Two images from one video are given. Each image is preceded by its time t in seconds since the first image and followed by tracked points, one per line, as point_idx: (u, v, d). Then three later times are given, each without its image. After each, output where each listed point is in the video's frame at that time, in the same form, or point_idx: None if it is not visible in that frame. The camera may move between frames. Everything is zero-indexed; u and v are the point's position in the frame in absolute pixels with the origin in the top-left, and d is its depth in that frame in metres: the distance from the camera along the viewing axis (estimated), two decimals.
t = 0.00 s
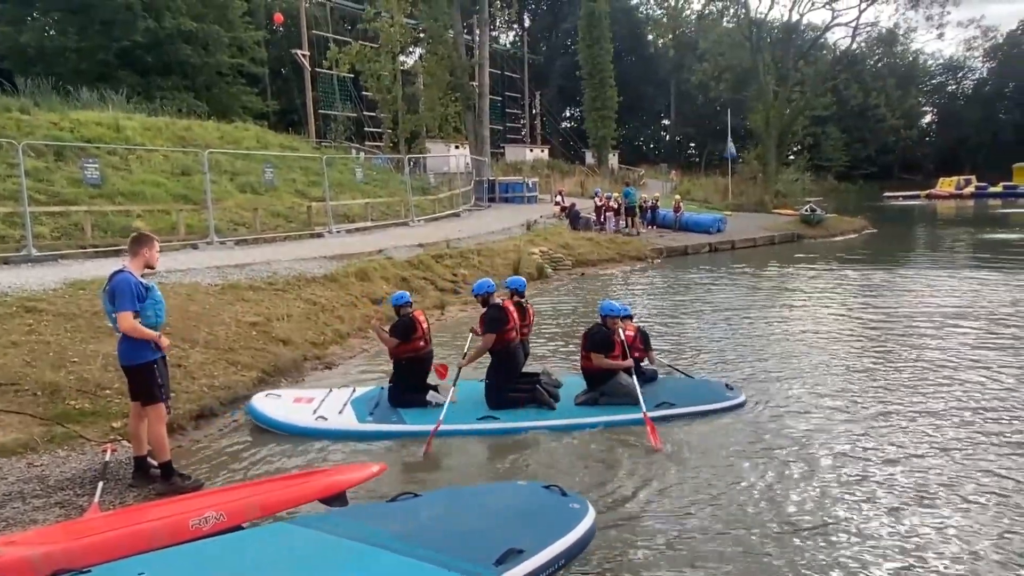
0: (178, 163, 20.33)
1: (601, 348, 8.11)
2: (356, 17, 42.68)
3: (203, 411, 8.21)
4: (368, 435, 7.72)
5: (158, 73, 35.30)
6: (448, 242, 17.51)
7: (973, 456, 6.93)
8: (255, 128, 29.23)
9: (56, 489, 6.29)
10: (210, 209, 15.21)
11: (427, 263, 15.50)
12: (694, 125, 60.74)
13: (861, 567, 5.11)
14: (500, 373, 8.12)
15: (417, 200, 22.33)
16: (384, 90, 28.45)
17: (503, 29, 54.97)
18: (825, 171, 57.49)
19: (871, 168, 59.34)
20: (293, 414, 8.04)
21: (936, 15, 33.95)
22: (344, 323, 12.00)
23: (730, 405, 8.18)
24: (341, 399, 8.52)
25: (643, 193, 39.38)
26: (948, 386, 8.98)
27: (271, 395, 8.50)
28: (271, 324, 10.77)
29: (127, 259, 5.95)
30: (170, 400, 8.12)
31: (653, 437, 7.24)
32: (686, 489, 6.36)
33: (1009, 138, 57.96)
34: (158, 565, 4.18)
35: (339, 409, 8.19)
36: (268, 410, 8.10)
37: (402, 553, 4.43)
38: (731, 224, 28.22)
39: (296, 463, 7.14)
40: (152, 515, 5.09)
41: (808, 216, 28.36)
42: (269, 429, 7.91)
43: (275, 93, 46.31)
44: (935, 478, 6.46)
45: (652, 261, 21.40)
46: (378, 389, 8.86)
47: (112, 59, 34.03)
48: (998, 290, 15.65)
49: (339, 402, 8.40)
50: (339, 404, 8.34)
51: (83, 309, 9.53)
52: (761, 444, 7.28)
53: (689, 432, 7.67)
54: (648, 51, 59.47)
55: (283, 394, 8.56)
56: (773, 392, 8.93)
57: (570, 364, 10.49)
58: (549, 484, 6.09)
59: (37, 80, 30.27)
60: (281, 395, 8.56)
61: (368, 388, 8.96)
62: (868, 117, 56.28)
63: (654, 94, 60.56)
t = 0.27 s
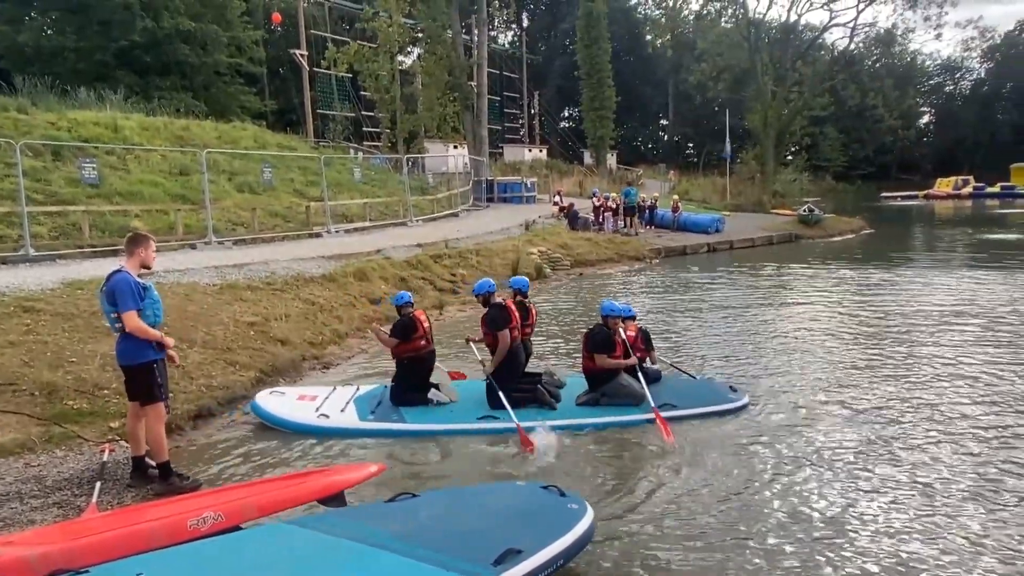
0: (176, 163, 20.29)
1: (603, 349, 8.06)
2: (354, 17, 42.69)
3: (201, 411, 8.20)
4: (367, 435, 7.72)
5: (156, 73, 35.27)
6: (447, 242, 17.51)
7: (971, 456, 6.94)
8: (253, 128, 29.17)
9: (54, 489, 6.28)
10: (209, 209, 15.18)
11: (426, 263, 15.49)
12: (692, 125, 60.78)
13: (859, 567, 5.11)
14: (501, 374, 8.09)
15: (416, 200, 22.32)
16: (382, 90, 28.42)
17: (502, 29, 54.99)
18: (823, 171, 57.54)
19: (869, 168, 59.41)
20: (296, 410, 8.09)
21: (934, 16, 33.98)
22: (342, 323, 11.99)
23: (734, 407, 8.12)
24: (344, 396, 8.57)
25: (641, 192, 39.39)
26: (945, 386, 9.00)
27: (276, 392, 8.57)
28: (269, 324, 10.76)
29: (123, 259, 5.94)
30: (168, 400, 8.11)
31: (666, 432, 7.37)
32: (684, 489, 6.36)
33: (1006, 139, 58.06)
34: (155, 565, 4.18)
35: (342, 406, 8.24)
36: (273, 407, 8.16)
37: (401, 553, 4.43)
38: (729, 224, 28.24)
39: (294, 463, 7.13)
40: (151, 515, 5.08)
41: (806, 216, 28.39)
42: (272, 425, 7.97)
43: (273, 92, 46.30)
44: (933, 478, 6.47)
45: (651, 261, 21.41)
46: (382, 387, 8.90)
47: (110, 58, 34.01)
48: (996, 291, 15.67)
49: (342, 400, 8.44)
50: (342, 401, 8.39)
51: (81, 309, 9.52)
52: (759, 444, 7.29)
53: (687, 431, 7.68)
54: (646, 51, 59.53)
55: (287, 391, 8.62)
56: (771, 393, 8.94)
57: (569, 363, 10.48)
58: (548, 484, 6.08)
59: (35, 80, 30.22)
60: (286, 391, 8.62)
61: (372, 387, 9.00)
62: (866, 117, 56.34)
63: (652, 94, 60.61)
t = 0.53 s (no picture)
0: (174, 162, 20.26)
1: (605, 349, 8.05)
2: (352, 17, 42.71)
3: (199, 411, 8.18)
4: (366, 436, 7.73)
5: (154, 72, 35.24)
6: (445, 242, 17.49)
7: (969, 455, 6.95)
8: (251, 127, 29.11)
9: (50, 489, 6.26)
10: (206, 209, 15.14)
11: (424, 263, 15.49)
12: (690, 125, 60.83)
13: (856, 567, 5.11)
14: (506, 373, 8.11)
15: (414, 200, 22.32)
16: (380, 90, 28.45)
17: (500, 29, 55.01)
18: (820, 171, 57.58)
19: (867, 169, 59.49)
20: (301, 408, 8.20)
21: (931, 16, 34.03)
22: (340, 323, 11.97)
23: (739, 409, 8.04)
24: (351, 395, 8.66)
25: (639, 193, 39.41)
26: (943, 386, 9.02)
27: (283, 390, 8.69)
28: (267, 323, 10.75)
29: (120, 259, 5.93)
30: (165, 400, 8.09)
31: (670, 436, 7.36)
32: (682, 489, 6.36)
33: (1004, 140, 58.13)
34: (153, 565, 4.16)
35: (347, 404, 8.33)
36: (279, 404, 8.28)
37: (400, 554, 4.42)
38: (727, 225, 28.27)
39: (292, 462, 7.12)
40: (149, 515, 5.07)
41: (803, 217, 28.40)
42: (278, 422, 8.09)
43: (271, 92, 46.28)
44: (930, 478, 6.47)
45: (649, 261, 21.41)
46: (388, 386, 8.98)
47: (108, 57, 33.96)
48: (993, 291, 15.71)
49: (349, 398, 8.53)
50: (347, 400, 8.48)
51: (78, 309, 9.49)
52: (757, 444, 7.29)
53: (685, 431, 7.67)
54: (644, 51, 59.58)
55: (294, 389, 8.73)
56: (770, 392, 8.96)
57: (568, 364, 10.47)
58: (547, 483, 6.07)
59: (32, 79, 30.15)
60: (293, 389, 8.73)
61: (379, 385, 9.07)
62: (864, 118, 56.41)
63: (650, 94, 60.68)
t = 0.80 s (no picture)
0: (172, 162, 20.24)
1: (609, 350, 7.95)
2: (351, 17, 42.70)
3: (197, 411, 8.16)
4: (365, 436, 7.74)
5: (153, 72, 35.20)
6: (444, 242, 17.49)
7: (968, 456, 6.96)
8: (249, 127, 29.03)
9: (48, 489, 6.25)
10: (205, 208, 15.11)
11: (422, 263, 15.48)
12: (689, 126, 60.86)
13: (854, 567, 5.11)
14: (509, 373, 8.11)
15: (412, 200, 22.31)
16: (379, 89, 28.50)
17: (499, 28, 55.00)
18: (819, 172, 57.62)
19: (865, 169, 59.54)
20: (307, 405, 8.29)
21: (929, 17, 34.04)
22: (338, 323, 11.96)
23: (744, 412, 7.96)
24: (357, 393, 8.72)
25: (638, 193, 39.40)
26: (942, 386, 9.04)
27: (290, 388, 8.79)
28: (265, 323, 10.73)
29: (118, 259, 5.92)
30: (163, 400, 8.08)
31: (666, 441, 7.21)
32: (681, 490, 6.35)
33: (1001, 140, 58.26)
34: (150, 566, 4.15)
35: (354, 402, 8.39)
36: (286, 401, 8.38)
37: (398, 553, 4.42)
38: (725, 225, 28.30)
39: (290, 462, 7.11)
40: (147, 515, 5.06)
41: (802, 217, 28.41)
42: (284, 419, 8.18)
43: (269, 92, 46.26)
44: (928, 478, 6.48)
45: (647, 261, 21.41)
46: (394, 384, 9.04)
47: (107, 57, 33.93)
48: (991, 291, 15.73)
49: (356, 396, 8.60)
50: (354, 398, 8.55)
51: (76, 309, 9.47)
52: (755, 444, 7.29)
53: (684, 431, 7.67)
54: (643, 52, 59.61)
55: (301, 386, 8.83)
56: (769, 392, 8.96)
57: (566, 363, 10.45)
58: (545, 483, 6.06)
59: (29, 78, 30.05)
60: (300, 387, 8.83)
61: (385, 384, 9.11)
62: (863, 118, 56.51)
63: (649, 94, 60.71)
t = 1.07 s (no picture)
0: (170, 162, 20.23)
1: (613, 351, 7.93)
2: (350, 17, 42.71)
3: (195, 411, 8.15)
4: (365, 437, 7.74)
5: (151, 71, 35.19)
6: (443, 242, 17.51)
7: (966, 456, 6.96)
8: (248, 127, 28.98)
9: (46, 489, 6.24)
10: (204, 208, 15.09)
11: (421, 263, 15.47)
12: (688, 126, 60.87)
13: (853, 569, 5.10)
14: (512, 373, 8.20)
15: (411, 199, 22.31)
16: (378, 89, 28.54)
17: (498, 29, 55.02)
18: (817, 173, 57.65)
19: (864, 170, 59.57)
20: (312, 402, 8.35)
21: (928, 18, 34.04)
22: (337, 323, 11.95)
23: (747, 413, 7.87)
24: (362, 391, 8.77)
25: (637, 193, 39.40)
26: (940, 387, 9.04)
27: (296, 385, 8.87)
28: (264, 323, 10.71)
29: (117, 259, 5.91)
30: (162, 400, 8.07)
31: (670, 445, 7.15)
32: (679, 491, 6.34)
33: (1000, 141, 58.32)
34: (148, 566, 4.14)
35: (359, 400, 8.44)
36: (291, 398, 8.45)
37: (396, 554, 4.41)
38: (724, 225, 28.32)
39: (289, 462, 7.10)
40: (145, 515, 5.05)
41: (800, 218, 28.41)
42: (289, 416, 8.25)
43: (268, 91, 46.26)
44: (926, 478, 6.49)
45: (646, 262, 21.42)
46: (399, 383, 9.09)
47: (105, 56, 33.90)
48: (990, 292, 15.74)
49: (360, 394, 8.65)
50: (359, 395, 8.59)
51: (75, 309, 9.45)
52: (755, 444, 7.29)
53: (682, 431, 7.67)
54: (642, 52, 59.66)
55: (307, 384, 8.91)
56: (767, 393, 8.97)
57: (565, 364, 10.44)
58: (544, 484, 6.05)
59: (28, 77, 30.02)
60: (306, 385, 8.91)
61: (390, 382, 9.17)
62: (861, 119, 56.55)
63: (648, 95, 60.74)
